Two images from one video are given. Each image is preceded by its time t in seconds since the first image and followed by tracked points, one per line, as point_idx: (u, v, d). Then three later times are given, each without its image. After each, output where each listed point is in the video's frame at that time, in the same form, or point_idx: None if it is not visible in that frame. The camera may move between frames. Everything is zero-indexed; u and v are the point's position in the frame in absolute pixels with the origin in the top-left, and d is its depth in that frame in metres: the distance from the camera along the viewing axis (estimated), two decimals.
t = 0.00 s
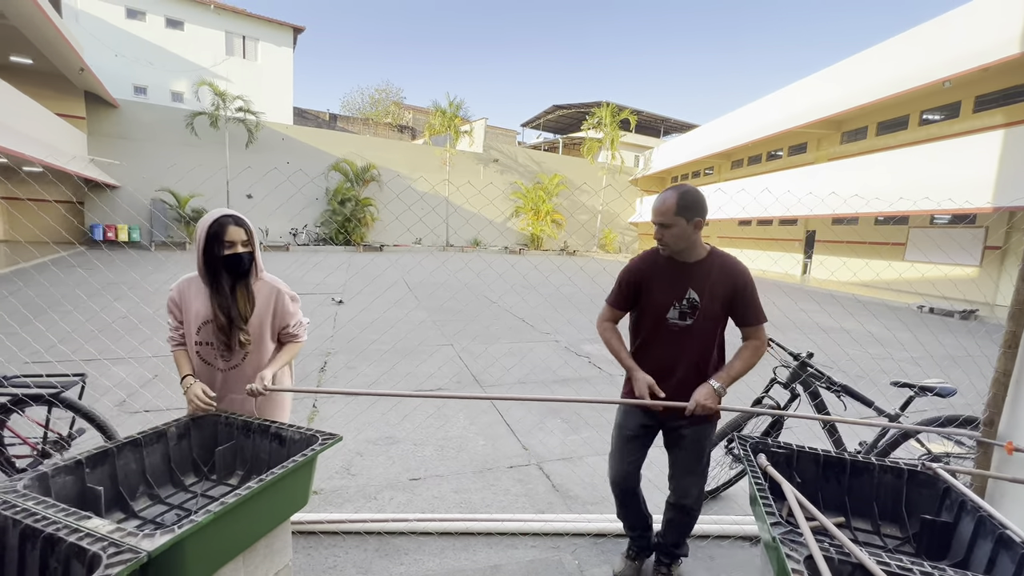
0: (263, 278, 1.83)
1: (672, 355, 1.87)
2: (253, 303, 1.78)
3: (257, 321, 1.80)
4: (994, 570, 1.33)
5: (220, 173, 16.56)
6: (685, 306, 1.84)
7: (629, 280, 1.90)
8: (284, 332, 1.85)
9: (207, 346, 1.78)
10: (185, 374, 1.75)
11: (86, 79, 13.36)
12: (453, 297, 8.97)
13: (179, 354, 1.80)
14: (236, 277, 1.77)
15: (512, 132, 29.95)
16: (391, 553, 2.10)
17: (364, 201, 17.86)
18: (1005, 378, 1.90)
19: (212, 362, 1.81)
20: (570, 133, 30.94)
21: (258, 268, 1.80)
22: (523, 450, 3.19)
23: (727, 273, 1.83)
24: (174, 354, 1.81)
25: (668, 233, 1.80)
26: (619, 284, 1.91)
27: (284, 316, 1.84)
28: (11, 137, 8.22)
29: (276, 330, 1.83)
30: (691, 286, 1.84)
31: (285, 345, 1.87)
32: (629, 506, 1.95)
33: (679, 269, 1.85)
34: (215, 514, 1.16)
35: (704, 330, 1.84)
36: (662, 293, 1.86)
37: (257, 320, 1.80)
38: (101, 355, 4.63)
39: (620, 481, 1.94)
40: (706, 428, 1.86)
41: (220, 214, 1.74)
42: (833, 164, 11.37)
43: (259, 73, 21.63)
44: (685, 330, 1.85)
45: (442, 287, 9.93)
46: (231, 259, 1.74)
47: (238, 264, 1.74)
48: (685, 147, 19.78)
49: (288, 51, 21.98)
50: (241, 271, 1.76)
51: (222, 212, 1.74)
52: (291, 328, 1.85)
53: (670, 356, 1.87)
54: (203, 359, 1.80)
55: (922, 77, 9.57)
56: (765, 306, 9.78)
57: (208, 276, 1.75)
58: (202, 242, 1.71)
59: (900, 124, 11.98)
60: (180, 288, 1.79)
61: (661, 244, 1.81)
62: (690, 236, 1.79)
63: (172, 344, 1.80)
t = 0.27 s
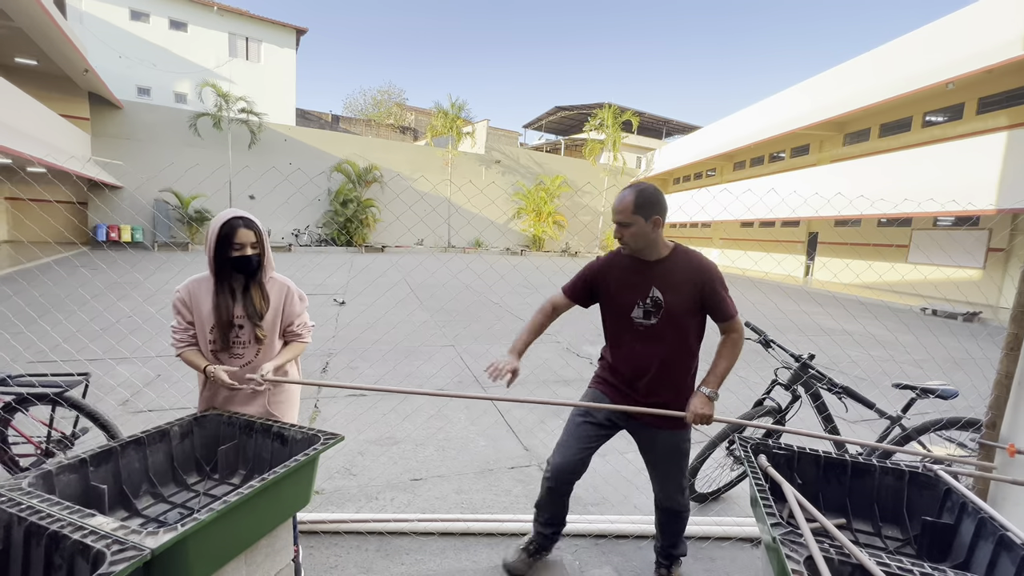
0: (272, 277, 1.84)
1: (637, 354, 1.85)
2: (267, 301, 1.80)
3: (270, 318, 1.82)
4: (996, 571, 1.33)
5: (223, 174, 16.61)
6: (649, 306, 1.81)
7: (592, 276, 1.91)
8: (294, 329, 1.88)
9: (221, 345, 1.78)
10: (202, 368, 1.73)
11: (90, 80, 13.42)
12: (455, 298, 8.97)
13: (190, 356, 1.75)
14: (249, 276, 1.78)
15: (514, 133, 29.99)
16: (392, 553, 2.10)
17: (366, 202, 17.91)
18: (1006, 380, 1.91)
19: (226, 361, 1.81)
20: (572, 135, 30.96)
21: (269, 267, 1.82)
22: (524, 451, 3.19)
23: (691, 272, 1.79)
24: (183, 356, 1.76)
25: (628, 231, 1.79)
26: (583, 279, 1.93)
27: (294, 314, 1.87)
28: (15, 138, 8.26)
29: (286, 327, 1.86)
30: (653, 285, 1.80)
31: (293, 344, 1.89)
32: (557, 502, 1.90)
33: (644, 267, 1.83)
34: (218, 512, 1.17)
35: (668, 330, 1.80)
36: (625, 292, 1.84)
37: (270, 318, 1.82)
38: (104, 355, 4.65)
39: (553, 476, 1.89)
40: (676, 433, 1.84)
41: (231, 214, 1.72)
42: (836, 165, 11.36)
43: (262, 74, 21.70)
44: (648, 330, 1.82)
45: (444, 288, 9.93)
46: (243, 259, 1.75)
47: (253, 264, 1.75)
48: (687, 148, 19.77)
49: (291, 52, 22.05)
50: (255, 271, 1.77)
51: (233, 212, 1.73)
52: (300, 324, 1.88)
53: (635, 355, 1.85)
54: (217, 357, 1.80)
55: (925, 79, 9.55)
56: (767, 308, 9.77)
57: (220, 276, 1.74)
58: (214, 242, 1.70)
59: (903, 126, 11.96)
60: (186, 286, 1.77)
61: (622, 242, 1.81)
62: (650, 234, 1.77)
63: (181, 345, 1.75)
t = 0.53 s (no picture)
0: (291, 279, 1.85)
1: (568, 360, 1.87)
2: (284, 302, 1.81)
3: (287, 319, 1.83)
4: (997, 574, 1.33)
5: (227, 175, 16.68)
6: (570, 315, 1.80)
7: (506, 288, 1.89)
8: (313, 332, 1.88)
9: (237, 344, 1.80)
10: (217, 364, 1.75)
11: (95, 81, 13.48)
12: (457, 299, 8.99)
13: (209, 353, 1.78)
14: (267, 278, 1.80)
15: (516, 135, 30.02)
16: (394, 553, 2.11)
17: (368, 203, 17.95)
18: (1009, 382, 1.90)
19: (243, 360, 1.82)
20: (574, 136, 30.98)
21: (288, 269, 1.83)
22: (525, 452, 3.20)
23: (604, 275, 1.76)
24: (203, 353, 1.79)
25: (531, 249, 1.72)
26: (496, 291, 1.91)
27: (313, 316, 1.87)
28: (20, 139, 8.31)
29: (303, 330, 1.86)
30: (570, 295, 1.78)
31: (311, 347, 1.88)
32: (513, 515, 1.90)
33: (557, 278, 1.78)
34: (221, 509, 1.17)
35: (592, 335, 1.81)
36: (544, 304, 1.83)
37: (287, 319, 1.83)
38: (107, 355, 4.67)
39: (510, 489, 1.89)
40: (634, 427, 1.88)
41: (250, 216, 1.74)
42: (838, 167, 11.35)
43: (265, 75, 21.77)
44: (574, 337, 1.83)
45: (445, 289, 9.94)
46: (260, 261, 1.76)
47: (271, 266, 1.76)
48: (689, 149, 19.76)
49: (294, 54, 22.12)
50: (272, 272, 1.79)
51: (252, 214, 1.74)
52: (317, 328, 1.87)
53: (564, 360, 1.88)
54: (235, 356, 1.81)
55: (929, 80, 9.53)
56: (769, 309, 9.76)
57: (237, 277, 1.77)
58: (232, 243, 1.73)
59: (906, 127, 11.93)
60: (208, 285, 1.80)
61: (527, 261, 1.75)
62: (556, 250, 1.70)
63: (202, 343, 1.79)
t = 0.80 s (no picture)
0: (314, 281, 1.85)
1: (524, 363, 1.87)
2: (306, 305, 1.81)
3: (308, 322, 1.82)
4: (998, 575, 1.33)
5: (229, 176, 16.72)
6: (517, 325, 1.77)
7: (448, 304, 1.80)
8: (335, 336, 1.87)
9: (258, 345, 1.81)
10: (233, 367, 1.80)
11: (98, 82, 13.53)
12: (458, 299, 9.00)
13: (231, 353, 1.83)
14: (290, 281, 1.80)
15: (518, 135, 30.04)
16: (396, 553, 2.12)
17: (370, 203, 17.99)
18: (1011, 384, 1.90)
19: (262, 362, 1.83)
20: (575, 137, 30.99)
21: (310, 272, 1.82)
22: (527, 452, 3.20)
23: (542, 280, 1.71)
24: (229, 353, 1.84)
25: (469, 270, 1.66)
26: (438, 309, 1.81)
27: (335, 319, 1.86)
28: (24, 140, 8.34)
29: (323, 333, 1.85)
30: (515, 305, 1.74)
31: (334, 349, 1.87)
32: (503, 515, 1.91)
33: (497, 291, 1.73)
34: (225, 508, 1.18)
35: (542, 340, 1.80)
36: (491, 316, 1.78)
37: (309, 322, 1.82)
38: (110, 355, 4.69)
39: (498, 489, 1.89)
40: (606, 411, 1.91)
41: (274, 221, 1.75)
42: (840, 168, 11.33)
43: (268, 76, 21.83)
44: (526, 344, 1.81)
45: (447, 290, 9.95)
46: (280, 265, 1.77)
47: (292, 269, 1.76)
48: (691, 150, 19.75)
49: (297, 54, 22.18)
50: (294, 275, 1.79)
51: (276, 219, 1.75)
52: (340, 330, 1.86)
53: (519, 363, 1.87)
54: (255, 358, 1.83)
55: (931, 81, 9.52)
56: (771, 311, 9.75)
57: (261, 279, 1.79)
58: (254, 246, 1.75)
59: (908, 128, 11.91)
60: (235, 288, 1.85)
61: (466, 282, 1.69)
62: (488, 270, 1.63)
63: (228, 342, 1.86)
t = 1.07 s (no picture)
0: (332, 287, 1.85)
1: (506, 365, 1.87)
2: (323, 312, 1.80)
3: (325, 327, 1.82)
4: None
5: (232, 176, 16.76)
6: (499, 330, 1.77)
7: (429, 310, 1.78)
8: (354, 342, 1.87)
9: (273, 351, 1.81)
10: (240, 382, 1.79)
11: (101, 83, 13.57)
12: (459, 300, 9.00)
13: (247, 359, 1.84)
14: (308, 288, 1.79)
15: (519, 136, 30.05)
16: (398, 553, 2.12)
17: (371, 204, 18.01)
18: (1014, 386, 1.90)
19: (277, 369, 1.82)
20: (577, 138, 31.00)
21: (327, 279, 1.81)
22: (528, 454, 3.20)
23: (523, 285, 1.71)
24: (248, 359, 1.87)
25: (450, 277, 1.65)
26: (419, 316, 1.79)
27: (352, 324, 1.87)
28: (28, 140, 8.37)
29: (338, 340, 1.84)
30: (497, 310, 1.73)
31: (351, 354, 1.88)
32: (500, 517, 1.90)
33: (478, 296, 1.72)
34: (228, 508, 1.19)
35: (525, 344, 1.79)
36: (473, 319, 1.78)
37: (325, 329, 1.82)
38: (113, 355, 4.70)
39: (494, 493, 1.88)
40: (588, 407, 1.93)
41: (290, 228, 1.73)
42: (842, 170, 11.32)
43: (270, 76, 21.88)
44: (509, 347, 1.81)
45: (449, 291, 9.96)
46: (295, 273, 1.76)
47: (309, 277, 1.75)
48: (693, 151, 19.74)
49: (299, 55, 22.22)
50: (310, 283, 1.78)
51: (291, 226, 1.73)
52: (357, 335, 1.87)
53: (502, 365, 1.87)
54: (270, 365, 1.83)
55: (933, 82, 9.51)
56: (773, 312, 9.74)
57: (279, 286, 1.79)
58: (270, 253, 1.73)
59: (911, 130, 11.88)
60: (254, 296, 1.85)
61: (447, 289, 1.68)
62: (469, 276, 1.62)
63: (248, 347, 1.88)
